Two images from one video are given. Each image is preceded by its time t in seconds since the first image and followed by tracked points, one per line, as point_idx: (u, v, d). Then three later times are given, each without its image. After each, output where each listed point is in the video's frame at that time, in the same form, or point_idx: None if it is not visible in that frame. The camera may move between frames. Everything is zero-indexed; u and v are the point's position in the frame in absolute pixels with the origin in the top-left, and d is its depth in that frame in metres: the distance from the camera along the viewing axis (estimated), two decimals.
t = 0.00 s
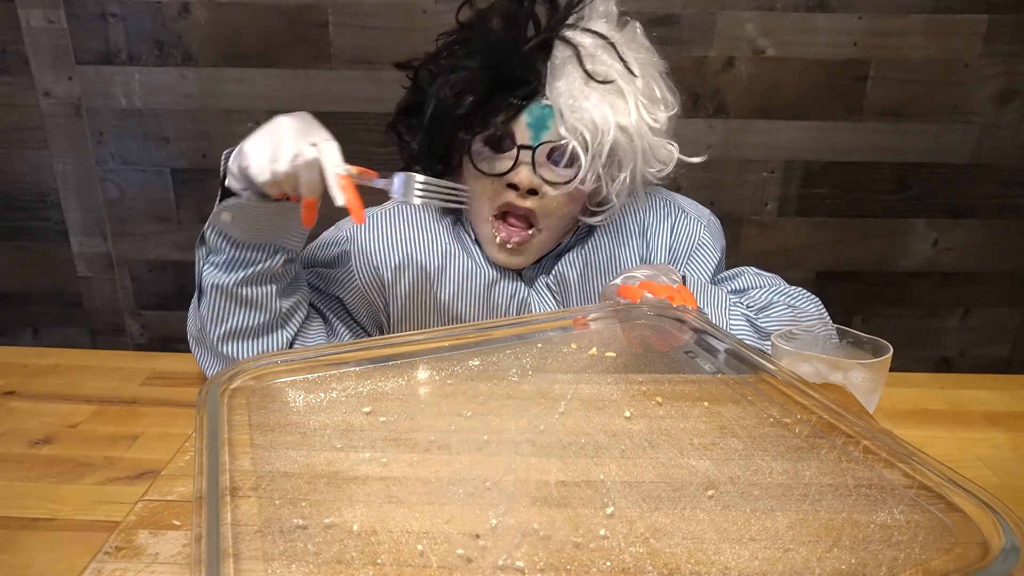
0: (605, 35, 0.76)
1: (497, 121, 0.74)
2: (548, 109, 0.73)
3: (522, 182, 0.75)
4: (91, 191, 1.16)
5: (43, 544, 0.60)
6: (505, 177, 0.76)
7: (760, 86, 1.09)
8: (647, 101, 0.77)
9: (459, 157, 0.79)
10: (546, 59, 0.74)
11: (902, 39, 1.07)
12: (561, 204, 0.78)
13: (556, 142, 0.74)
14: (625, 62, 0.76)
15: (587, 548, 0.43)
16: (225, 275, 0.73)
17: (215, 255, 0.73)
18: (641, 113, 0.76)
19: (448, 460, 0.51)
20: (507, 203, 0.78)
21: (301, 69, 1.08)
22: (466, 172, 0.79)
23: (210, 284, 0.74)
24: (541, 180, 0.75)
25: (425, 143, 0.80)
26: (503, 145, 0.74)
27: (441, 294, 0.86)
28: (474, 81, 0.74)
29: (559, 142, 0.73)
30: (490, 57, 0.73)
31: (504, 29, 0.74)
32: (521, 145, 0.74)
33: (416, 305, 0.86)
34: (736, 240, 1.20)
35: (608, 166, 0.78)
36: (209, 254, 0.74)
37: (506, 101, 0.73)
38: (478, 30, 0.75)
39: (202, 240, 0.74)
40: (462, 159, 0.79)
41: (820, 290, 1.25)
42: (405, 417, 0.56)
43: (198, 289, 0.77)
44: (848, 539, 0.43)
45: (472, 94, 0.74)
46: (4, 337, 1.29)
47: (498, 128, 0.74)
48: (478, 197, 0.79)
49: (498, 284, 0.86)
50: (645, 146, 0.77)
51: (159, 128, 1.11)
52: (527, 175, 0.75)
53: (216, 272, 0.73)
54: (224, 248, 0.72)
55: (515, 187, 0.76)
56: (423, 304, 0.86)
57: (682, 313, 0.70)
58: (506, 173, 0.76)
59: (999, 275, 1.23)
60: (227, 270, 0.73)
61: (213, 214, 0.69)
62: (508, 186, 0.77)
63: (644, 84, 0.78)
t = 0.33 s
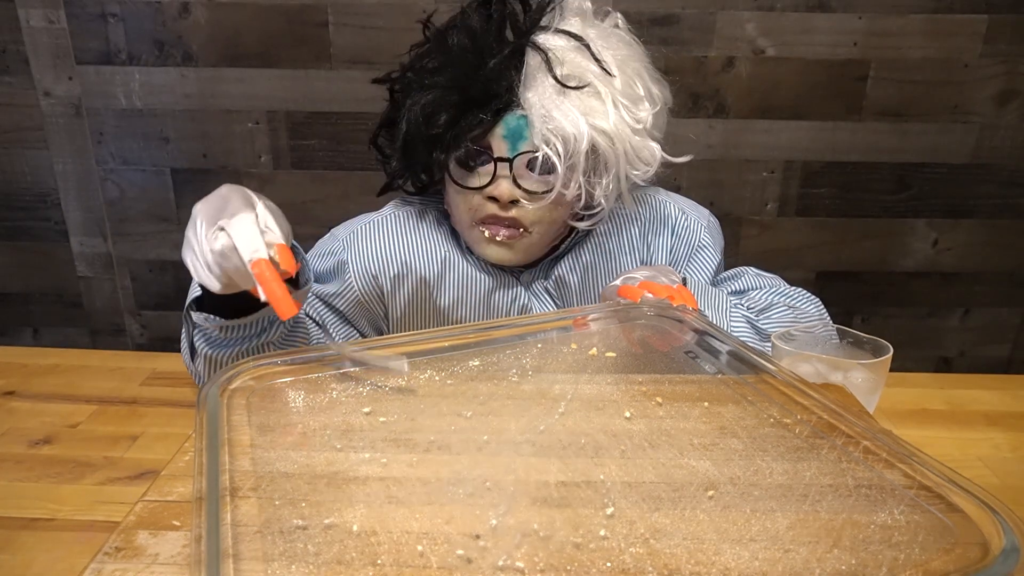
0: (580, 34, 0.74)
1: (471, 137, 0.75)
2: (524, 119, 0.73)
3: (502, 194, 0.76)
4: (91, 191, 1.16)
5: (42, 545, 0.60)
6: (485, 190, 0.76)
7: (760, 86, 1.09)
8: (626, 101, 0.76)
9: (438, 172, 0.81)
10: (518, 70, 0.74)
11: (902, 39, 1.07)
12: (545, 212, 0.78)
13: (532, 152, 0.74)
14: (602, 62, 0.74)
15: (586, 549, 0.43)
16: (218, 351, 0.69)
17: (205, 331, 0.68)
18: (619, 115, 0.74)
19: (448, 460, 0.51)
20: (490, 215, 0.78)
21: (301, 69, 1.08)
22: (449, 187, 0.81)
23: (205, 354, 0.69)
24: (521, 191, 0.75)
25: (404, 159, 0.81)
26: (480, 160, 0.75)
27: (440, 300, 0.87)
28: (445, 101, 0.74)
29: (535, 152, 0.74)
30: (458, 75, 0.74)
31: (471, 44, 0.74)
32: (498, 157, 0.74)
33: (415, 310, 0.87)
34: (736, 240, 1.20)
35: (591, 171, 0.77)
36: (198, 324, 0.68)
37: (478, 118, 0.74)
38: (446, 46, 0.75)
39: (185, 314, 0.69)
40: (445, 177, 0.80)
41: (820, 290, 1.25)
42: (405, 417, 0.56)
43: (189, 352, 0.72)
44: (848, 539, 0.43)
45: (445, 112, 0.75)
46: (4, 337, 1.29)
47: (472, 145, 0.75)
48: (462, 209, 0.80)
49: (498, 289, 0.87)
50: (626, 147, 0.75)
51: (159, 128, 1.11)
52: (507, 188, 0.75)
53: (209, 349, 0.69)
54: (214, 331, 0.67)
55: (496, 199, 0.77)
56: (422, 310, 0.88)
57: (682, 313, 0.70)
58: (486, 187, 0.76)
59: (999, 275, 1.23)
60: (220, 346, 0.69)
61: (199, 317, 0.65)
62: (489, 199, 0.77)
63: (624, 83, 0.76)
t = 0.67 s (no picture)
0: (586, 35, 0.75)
1: (477, 134, 0.74)
2: (530, 117, 0.73)
3: (506, 193, 0.76)
4: (91, 191, 1.16)
5: (43, 544, 0.60)
6: (489, 189, 0.76)
7: (760, 86, 1.09)
8: (631, 101, 0.76)
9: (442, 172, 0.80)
10: (524, 68, 0.74)
11: (902, 39, 1.07)
12: (548, 212, 0.78)
13: (537, 151, 0.74)
14: (607, 62, 0.74)
15: (587, 548, 0.43)
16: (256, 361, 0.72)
17: (240, 343, 0.70)
18: (624, 116, 0.75)
19: (448, 460, 0.51)
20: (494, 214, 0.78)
21: (301, 69, 1.08)
22: (453, 186, 0.81)
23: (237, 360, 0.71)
24: (526, 191, 0.75)
25: (408, 157, 0.81)
26: (485, 158, 0.75)
27: (444, 296, 0.87)
28: (451, 99, 0.75)
29: (540, 150, 0.73)
30: (466, 73, 0.74)
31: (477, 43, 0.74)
32: (503, 155, 0.74)
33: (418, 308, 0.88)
34: (736, 240, 1.20)
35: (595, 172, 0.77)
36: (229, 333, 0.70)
37: (484, 115, 0.74)
38: (452, 44, 0.76)
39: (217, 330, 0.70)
40: (449, 176, 0.80)
41: (820, 290, 1.25)
42: (405, 417, 0.56)
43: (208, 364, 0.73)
44: (848, 539, 0.43)
45: (451, 110, 0.75)
46: (4, 337, 1.29)
47: (478, 142, 0.75)
48: (465, 206, 0.80)
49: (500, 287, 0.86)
50: (630, 149, 0.76)
51: (159, 128, 1.12)
52: (512, 186, 0.75)
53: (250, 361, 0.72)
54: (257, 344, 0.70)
55: (500, 198, 0.77)
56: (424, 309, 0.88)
57: (682, 313, 0.70)
58: (490, 186, 0.76)
59: (999, 275, 1.23)
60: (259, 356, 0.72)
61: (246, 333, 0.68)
62: (493, 198, 0.77)
63: (629, 83, 0.76)
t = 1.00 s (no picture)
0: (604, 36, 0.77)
1: (498, 126, 0.75)
2: (548, 114, 0.74)
3: (521, 186, 0.76)
4: (91, 191, 1.16)
5: (43, 544, 0.60)
6: (505, 181, 0.77)
7: (760, 86, 1.09)
8: (645, 104, 0.78)
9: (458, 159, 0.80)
10: (545, 64, 0.75)
11: (902, 39, 1.07)
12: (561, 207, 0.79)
13: (556, 146, 0.75)
14: (625, 64, 0.76)
15: (587, 548, 0.43)
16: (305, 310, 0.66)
17: (289, 288, 0.64)
18: (640, 117, 0.77)
19: (448, 460, 0.50)
20: (508, 205, 0.79)
21: (301, 69, 1.08)
22: (466, 174, 0.80)
23: (285, 316, 0.66)
24: (541, 184, 0.76)
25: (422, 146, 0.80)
26: (503, 150, 0.75)
27: (458, 292, 0.87)
28: (472, 90, 0.75)
29: (556, 145, 0.75)
30: (489, 63, 0.75)
31: (502, 33, 0.75)
32: (520, 149, 0.75)
33: (432, 305, 0.87)
34: (736, 240, 1.20)
35: (609, 170, 0.79)
36: (279, 284, 0.64)
37: (504, 107, 0.75)
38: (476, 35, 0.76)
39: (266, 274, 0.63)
40: (463, 164, 0.80)
41: (820, 291, 1.24)
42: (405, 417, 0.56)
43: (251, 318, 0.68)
44: (848, 539, 0.43)
45: (471, 101, 0.75)
46: (4, 337, 1.29)
47: (498, 134, 0.75)
48: (478, 197, 0.80)
49: (509, 287, 0.87)
50: (643, 150, 0.78)
51: (159, 128, 1.12)
52: (526, 179, 0.76)
53: (299, 308, 0.66)
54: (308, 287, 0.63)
55: (515, 190, 0.77)
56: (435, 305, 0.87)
57: (682, 313, 0.70)
58: (506, 177, 0.76)
59: (999, 275, 1.23)
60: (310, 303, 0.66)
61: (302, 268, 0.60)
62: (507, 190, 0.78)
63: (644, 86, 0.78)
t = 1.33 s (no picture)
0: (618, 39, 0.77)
1: (507, 119, 0.75)
2: (558, 110, 0.74)
3: (526, 180, 0.77)
4: (91, 191, 1.16)
5: (43, 544, 0.60)
6: (510, 174, 0.77)
7: (760, 86, 1.09)
8: (654, 108, 0.78)
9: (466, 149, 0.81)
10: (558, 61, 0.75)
11: (902, 39, 1.07)
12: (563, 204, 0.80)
13: (564, 143, 0.75)
14: (636, 68, 0.77)
15: (587, 549, 0.42)
16: (331, 223, 0.72)
17: (319, 195, 0.71)
18: (648, 121, 0.77)
19: (448, 460, 0.50)
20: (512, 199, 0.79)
21: (301, 69, 1.08)
22: (473, 167, 0.81)
23: (312, 231, 0.71)
24: (546, 179, 0.76)
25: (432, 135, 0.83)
26: (511, 144, 0.75)
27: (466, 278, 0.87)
28: (484, 83, 0.76)
29: (564, 141, 0.75)
30: (504, 57, 0.74)
31: (519, 25, 0.73)
32: (527, 144, 0.75)
33: (441, 291, 0.87)
34: (736, 240, 1.20)
35: (615, 172, 0.79)
36: (310, 193, 0.71)
37: (514, 102, 0.75)
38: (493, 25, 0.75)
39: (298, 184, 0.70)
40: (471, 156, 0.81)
41: (820, 291, 1.24)
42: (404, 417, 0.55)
43: (275, 242, 0.72)
44: (848, 539, 0.43)
45: (482, 94, 0.77)
46: (4, 337, 1.29)
47: (506, 128, 0.75)
48: (483, 190, 0.81)
49: (513, 283, 0.89)
50: (650, 153, 0.78)
51: (159, 128, 1.11)
52: (532, 174, 0.76)
53: (326, 220, 0.72)
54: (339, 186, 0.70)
55: (520, 184, 0.78)
56: (444, 281, 0.86)
57: (682, 313, 0.70)
58: (512, 171, 0.77)
59: (999, 275, 1.23)
60: (338, 213, 0.72)
61: (337, 155, 0.67)
62: (513, 183, 0.78)
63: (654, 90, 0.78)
